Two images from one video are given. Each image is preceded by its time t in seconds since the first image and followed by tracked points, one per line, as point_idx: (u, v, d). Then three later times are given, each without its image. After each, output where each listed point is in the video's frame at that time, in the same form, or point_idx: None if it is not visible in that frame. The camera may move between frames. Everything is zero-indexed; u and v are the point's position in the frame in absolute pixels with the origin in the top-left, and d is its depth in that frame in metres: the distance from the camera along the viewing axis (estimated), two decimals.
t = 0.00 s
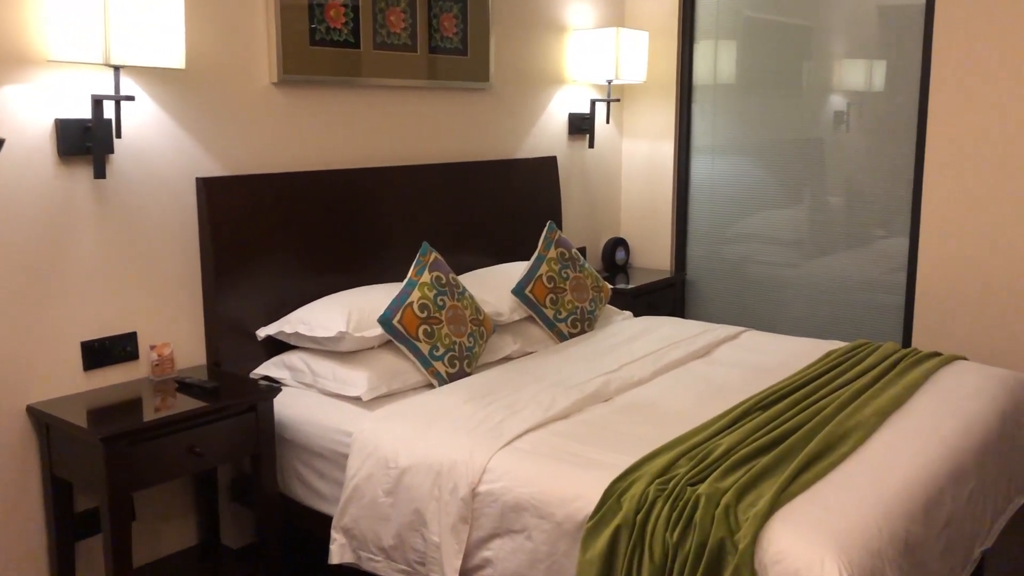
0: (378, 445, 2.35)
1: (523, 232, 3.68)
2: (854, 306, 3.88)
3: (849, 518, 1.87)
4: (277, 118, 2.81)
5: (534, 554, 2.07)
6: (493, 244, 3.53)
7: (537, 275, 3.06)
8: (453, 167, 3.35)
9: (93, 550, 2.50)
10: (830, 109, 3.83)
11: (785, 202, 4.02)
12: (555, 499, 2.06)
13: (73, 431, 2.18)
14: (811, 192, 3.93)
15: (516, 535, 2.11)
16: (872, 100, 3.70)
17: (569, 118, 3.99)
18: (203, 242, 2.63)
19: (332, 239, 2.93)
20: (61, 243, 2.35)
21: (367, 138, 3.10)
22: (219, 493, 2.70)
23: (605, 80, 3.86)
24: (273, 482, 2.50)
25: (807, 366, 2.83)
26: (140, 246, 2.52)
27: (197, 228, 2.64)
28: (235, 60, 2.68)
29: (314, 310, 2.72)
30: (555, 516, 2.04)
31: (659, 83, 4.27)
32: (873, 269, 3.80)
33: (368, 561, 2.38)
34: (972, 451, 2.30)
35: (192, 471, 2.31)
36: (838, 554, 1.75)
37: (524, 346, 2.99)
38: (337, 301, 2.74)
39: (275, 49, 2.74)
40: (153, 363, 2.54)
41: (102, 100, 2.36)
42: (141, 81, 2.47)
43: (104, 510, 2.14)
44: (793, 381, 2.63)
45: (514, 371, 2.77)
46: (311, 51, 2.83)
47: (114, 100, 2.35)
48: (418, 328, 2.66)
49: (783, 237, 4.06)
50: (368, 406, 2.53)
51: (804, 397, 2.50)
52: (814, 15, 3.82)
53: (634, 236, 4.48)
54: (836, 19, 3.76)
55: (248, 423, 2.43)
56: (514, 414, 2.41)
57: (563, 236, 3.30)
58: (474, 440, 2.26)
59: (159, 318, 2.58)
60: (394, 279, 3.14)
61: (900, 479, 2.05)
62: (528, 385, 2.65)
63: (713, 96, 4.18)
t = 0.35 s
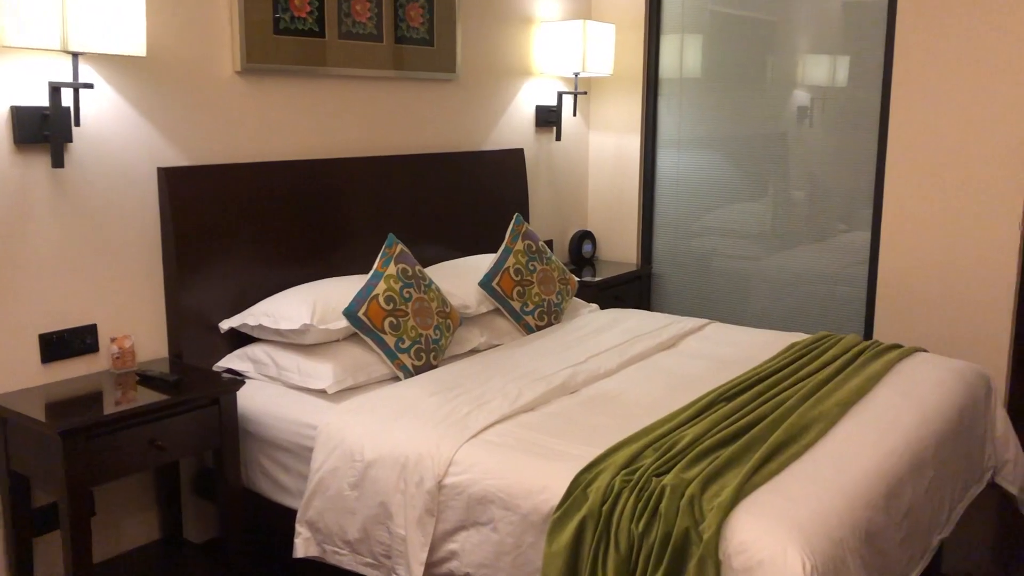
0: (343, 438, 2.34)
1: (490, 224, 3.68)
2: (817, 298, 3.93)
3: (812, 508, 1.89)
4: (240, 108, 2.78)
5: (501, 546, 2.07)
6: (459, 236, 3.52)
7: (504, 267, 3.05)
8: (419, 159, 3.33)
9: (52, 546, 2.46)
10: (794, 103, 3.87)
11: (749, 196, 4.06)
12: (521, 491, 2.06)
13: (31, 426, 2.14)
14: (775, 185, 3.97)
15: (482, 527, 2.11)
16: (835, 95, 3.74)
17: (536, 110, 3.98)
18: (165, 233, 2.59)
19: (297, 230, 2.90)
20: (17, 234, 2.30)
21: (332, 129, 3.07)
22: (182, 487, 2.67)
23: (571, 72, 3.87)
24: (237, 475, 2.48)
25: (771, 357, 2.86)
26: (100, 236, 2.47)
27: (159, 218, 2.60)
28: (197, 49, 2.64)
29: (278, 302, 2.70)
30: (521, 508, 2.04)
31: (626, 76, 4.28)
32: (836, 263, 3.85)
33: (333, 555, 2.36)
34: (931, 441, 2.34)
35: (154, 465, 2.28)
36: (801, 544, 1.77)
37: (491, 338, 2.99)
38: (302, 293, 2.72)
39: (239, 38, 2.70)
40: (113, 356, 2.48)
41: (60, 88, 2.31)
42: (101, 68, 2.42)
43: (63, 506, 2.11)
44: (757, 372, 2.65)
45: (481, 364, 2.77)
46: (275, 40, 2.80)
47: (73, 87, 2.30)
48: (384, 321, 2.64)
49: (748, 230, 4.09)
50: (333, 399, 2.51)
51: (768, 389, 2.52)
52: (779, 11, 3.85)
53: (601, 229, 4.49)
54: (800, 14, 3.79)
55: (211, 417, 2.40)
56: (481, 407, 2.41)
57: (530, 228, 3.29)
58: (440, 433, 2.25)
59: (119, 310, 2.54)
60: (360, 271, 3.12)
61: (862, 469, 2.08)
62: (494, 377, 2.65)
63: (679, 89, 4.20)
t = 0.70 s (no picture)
0: (302, 429, 2.31)
1: (451, 213, 3.66)
2: (776, 288, 3.97)
3: (771, 493, 1.91)
4: (196, 94, 2.73)
5: (462, 534, 2.07)
6: (420, 225, 3.50)
7: (465, 257, 3.04)
8: (379, 147, 3.30)
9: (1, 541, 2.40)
10: (752, 94, 3.90)
11: (709, 186, 4.09)
12: (482, 479, 2.05)
13: None
14: (734, 176, 4.00)
15: (443, 516, 2.10)
16: (793, 87, 3.78)
17: (497, 99, 3.97)
18: (118, 220, 2.54)
19: (254, 218, 2.86)
20: None
21: (290, 116, 3.03)
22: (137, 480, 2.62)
23: (532, 60, 3.87)
24: (193, 467, 2.44)
25: (730, 345, 2.89)
26: (50, 224, 2.42)
27: (112, 206, 2.55)
28: (151, 32, 2.58)
29: (235, 291, 2.66)
30: (482, 497, 2.04)
31: (587, 66, 4.29)
32: (794, 252, 3.89)
33: (292, 546, 2.34)
34: (885, 426, 2.38)
35: (108, 457, 2.23)
36: (760, 529, 1.79)
37: (452, 328, 2.97)
38: (259, 282, 2.68)
39: (194, 22, 2.65)
40: (66, 346, 2.44)
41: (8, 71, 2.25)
42: (51, 51, 2.36)
43: (14, 499, 2.06)
44: (717, 360, 2.67)
45: (442, 353, 2.75)
46: (231, 24, 2.75)
47: (21, 70, 2.24)
48: (343, 310, 2.62)
49: (707, 221, 4.12)
50: (292, 389, 2.48)
51: (727, 376, 2.54)
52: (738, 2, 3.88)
53: (562, 218, 4.50)
54: (759, 6, 3.82)
55: (166, 408, 2.36)
56: (442, 396, 2.40)
57: (491, 217, 3.28)
58: (400, 422, 2.24)
59: (71, 300, 2.49)
60: (319, 260, 3.09)
61: (818, 454, 2.11)
62: (455, 367, 2.64)
63: (640, 80, 4.22)
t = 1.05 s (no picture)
0: (261, 420, 2.29)
1: (411, 201, 3.64)
2: (735, 275, 4.00)
3: (731, 477, 1.92)
4: (149, 80, 2.67)
5: (423, 524, 2.06)
6: (380, 213, 3.47)
7: (425, 245, 3.03)
8: (337, 135, 3.26)
9: None
10: (712, 83, 3.92)
11: (670, 174, 4.10)
12: (444, 468, 2.05)
13: None
14: (694, 164, 4.02)
15: (405, 506, 2.09)
16: (751, 75, 3.81)
17: (457, 85, 3.95)
18: (70, 209, 2.49)
19: (210, 207, 2.82)
20: None
21: (246, 103, 2.98)
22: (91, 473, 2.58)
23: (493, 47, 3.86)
24: (150, 460, 2.40)
25: (689, 332, 2.91)
26: None
27: (63, 194, 2.49)
28: (102, 16, 2.52)
29: (191, 281, 2.62)
30: (444, 486, 2.03)
31: (547, 54, 4.28)
32: (753, 240, 3.93)
33: (252, 538, 2.32)
34: (842, 411, 2.42)
35: (62, 450, 2.19)
36: (720, 513, 1.80)
37: (413, 317, 2.96)
38: (216, 271, 2.64)
39: (147, 7, 2.59)
40: (16, 338, 2.38)
41: None
42: None
43: None
44: (677, 347, 2.69)
45: (403, 342, 2.74)
46: (185, 9, 2.70)
47: None
48: (302, 299, 2.59)
49: (668, 208, 4.14)
50: (250, 380, 2.45)
51: (686, 363, 2.56)
52: None
53: (523, 206, 4.49)
54: None
55: (121, 399, 2.32)
56: (403, 385, 2.38)
57: (452, 205, 3.26)
58: (361, 412, 2.22)
59: (21, 291, 2.43)
60: (277, 249, 3.05)
61: (777, 439, 2.13)
62: (416, 356, 2.62)
63: (600, 68, 4.22)
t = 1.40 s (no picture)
0: (221, 416, 2.26)
1: (371, 194, 3.61)
2: (696, 265, 4.04)
3: (692, 466, 1.94)
4: (101, 71, 2.62)
5: (386, 518, 2.05)
6: (339, 207, 3.44)
7: (385, 238, 3.01)
8: (294, 127, 3.23)
9: None
10: (672, 74, 3.94)
11: (631, 165, 4.12)
12: (407, 462, 2.04)
13: None
14: (655, 155, 4.04)
15: (367, 500, 2.08)
16: (710, 67, 3.83)
17: (417, 77, 3.92)
18: (20, 204, 2.43)
19: (165, 201, 2.77)
20: None
21: (202, 95, 2.94)
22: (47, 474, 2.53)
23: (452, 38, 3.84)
24: (107, 459, 2.36)
25: (650, 322, 2.93)
26: None
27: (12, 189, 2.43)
28: (51, 6, 2.46)
29: (147, 276, 2.57)
30: (407, 480, 2.03)
31: (507, 45, 4.26)
32: (714, 230, 3.96)
33: (213, 535, 2.29)
34: (801, 398, 2.45)
35: (16, 450, 2.15)
36: (681, 501, 1.81)
37: (374, 310, 2.94)
38: (172, 266, 2.60)
39: None
40: None
41: None
42: None
43: None
44: (638, 337, 2.71)
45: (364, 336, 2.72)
46: None
47: None
48: (261, 294, 2.56)
49: (630, 199, 4.16)
50: (209, 376, 2.42)
51: (647, 353, 2.58)
52: None
53: (485, 198, 4.48)
54: None
55: (77, 397, 2.28)
56: (364, 379, 2.37)
57: (412, 198, 3.25)
58: (322, 407, 2.21)
59: None
60: (236, 243, 3.02)
61: (736, 427, 2.15)
62: (378, 349, 2.61)
63: (561, 59, 4.22)
